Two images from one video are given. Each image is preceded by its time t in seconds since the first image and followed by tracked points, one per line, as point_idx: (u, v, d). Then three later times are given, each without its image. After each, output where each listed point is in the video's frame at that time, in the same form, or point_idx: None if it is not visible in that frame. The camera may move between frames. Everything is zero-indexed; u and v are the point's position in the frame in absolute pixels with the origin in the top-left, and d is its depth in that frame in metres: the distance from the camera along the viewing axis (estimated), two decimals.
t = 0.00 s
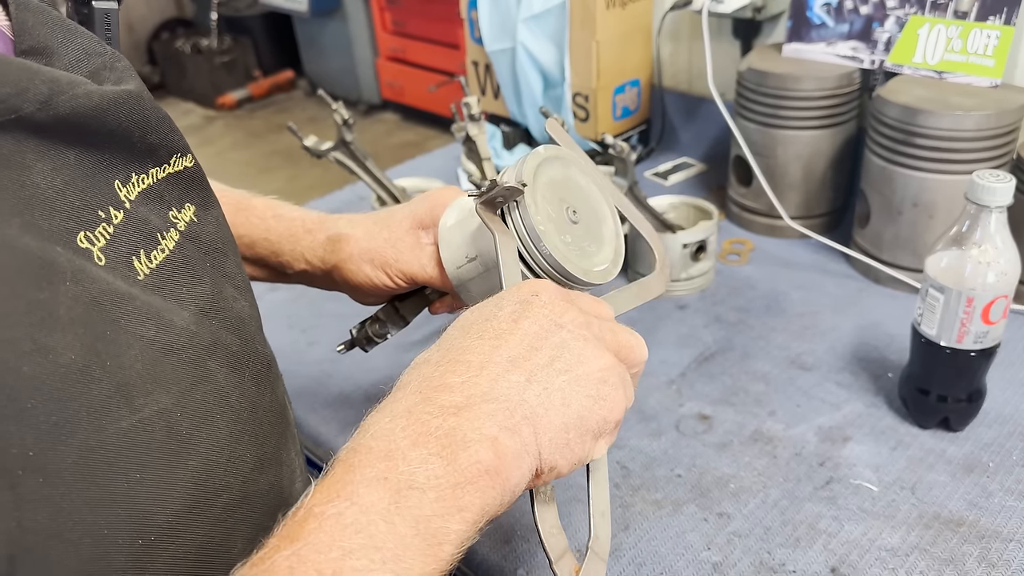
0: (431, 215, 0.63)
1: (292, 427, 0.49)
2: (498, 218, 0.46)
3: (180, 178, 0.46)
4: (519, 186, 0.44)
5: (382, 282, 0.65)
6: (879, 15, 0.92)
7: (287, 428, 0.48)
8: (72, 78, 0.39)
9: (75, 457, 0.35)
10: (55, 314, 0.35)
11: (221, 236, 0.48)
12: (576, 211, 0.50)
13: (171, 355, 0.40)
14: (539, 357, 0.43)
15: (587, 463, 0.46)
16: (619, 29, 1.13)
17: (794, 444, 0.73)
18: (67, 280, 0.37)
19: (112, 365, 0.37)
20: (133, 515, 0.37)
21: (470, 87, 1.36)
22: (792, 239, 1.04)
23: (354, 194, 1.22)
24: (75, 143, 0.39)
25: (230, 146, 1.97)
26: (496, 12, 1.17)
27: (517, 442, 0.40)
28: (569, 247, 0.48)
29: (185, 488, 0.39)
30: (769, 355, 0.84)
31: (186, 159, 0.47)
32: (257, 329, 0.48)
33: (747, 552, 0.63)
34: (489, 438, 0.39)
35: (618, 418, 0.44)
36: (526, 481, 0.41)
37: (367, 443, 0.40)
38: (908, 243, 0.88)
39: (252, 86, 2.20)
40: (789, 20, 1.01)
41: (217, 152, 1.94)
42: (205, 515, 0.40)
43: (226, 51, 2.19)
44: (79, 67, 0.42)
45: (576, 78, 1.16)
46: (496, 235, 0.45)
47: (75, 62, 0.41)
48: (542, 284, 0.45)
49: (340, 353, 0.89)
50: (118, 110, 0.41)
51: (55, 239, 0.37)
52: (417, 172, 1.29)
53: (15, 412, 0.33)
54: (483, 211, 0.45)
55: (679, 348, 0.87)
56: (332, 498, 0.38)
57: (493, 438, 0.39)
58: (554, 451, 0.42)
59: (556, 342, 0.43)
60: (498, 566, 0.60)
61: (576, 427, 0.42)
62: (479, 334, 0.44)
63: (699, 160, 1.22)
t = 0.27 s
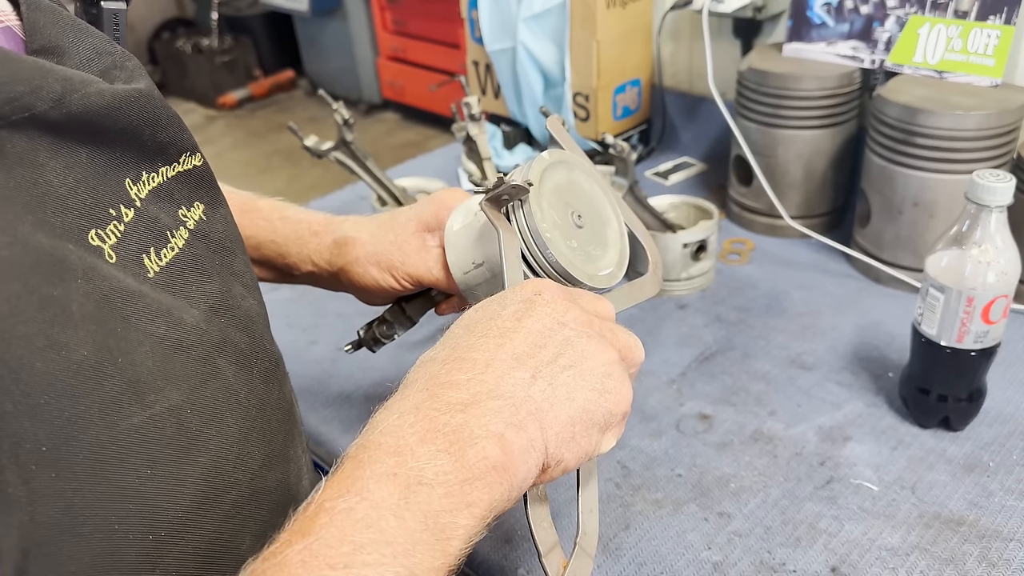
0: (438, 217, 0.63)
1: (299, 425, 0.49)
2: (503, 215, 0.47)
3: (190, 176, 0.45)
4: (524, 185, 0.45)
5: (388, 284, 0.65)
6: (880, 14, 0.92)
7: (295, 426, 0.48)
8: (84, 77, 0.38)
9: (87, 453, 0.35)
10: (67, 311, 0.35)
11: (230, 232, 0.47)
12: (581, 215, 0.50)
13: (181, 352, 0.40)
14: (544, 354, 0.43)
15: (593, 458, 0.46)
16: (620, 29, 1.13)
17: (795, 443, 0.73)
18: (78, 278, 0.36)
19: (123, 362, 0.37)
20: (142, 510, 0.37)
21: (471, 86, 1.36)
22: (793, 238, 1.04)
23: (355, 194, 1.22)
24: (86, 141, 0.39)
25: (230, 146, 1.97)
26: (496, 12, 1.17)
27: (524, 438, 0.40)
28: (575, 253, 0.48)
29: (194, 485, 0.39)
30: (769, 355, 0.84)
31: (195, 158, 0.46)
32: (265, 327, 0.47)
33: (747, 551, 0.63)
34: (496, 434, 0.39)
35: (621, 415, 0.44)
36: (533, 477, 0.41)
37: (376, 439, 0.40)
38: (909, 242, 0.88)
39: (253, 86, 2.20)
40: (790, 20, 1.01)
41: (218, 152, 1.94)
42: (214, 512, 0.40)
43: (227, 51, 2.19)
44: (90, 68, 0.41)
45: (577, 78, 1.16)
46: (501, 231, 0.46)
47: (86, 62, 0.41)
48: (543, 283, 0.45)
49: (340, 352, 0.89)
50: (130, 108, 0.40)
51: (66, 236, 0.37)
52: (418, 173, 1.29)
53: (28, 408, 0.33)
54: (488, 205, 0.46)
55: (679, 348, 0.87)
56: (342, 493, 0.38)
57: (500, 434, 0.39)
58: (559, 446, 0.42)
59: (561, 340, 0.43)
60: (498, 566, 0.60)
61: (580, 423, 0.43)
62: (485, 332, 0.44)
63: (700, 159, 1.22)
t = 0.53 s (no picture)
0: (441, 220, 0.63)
1: (305, 423, 0.48)
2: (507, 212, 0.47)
3: (199, 175, 0.45)
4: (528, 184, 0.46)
5: (394, 288, 0.65)
6: (880, 14, 0.92)
7: (301, 424, 0.47)
8: (92, 76, 0.38)
9: (96, 450, 0.35)
10: (78, 309, 0.35)
11: (238, 232, 0.47)
12: (585, 215, 0.50)
13: (189, 350, 0.40)
14: (544, 349, 0.43)
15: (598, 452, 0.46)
16: (621, 28, 1.13)
17: (795, 443, 0.73)
18: (88, 276, 0.36)
19: (133, 360, 0.37)
20: (151, 507, 0.36)
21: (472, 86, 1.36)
22: (793, 238, 1.04)
23: (356, 194, 1.22)
24: (96, 140, 0.38)
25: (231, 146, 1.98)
26: (497, 12, 1.17)
27: (524, 432, 0.40)
28: (579, 254, 0.49)
29: (203, 483, 0.39)
30: (770, 355, 0.84)
31: (203, 157, 0.45)
32: (272, 326, 0.47)
33: (748, 551, 0.63)
34: (496, 429, 0.40)
35: (623, 406, 0.44)
36: (535, 472, 0.41)
37: (379, 435, 0.40)
38: (909, 241, 0.88)
39: (255, 87, 2.20)
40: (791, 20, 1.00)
41: (219, 152, 1.95)
42: (223, 510, 0.39)
43: (228, 51, 2.19)
44: (97, 66, 0.41)
45: (578, 77, 1.16)
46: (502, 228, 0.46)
47: (94, 61, 0.41)
48: (544, 279, 0.46)
49: (341, 352, 0.89)
50: (138, 107, 0.39)
51: (76, 235, 0.37)
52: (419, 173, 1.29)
53: (39, 404, 0.33)
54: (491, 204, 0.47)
55: (680, 348, 0.87)
56: (345, 488, 0.38)
57: (500, 428, 0.40)
58: (560, 440, 0.42)
59: (561, 334, 0.44)
60: (498, 566, 0.60)
61: (582, 416, 0.43)
62: (484, 329, 0.44)
63: (700, 159, 1.22)
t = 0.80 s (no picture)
0: (439, 217, 0.63)
1: (309, 422, 0.48)
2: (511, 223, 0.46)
3: (205, 174, 0.45)
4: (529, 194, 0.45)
5: (394, 287, 0.65)
6: (881, 14, 0.92)
7: (305, 422, 0.48)
8: (99, 74, 0.38)
9: (103, 449, 0.35)
10: (85, 308, 0.35)
11: (244, 232, 0.47)
12: (585, 214, 0.50)
13: (195, 349, 0.40)
14: (570, 381, 0.42)
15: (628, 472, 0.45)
16: (621, 28, 1.13)
17: (796, 442, 0.73)
18: (94, 276, 0.36)
19: (140, 359, 0.37)
20: (158, 506, 0.37)
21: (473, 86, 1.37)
22: (794, 237, 1.04)
23: (357, 194, 1.22)
24: (104, 139, 0.38)
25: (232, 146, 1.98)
26: (498, 12, 1.17)
27: (557, 469, 0.40)
28: (582, 255, 0.49)
29: (209, 481, 0.39)
30: (771, 354, 0.84)
31: (209, 156, 0.45)
32: (277, 325, 0.47)
33: (749, 550, 0.63)
34: (528, 467, 0.39)
35: (650, 430, 0.44)
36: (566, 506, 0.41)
37: (412, 470, 0.40)
38: (910, 241, 0.88)
39: (255, 87, 2.19)
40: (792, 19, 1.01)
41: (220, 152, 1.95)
42: (228, 508, 0.40)
43: (229, 51, 2.19)
44: (103, 67, 0.41)
45: (579, 77, 1.16)
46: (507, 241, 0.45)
47: (99, 62, 0.41)
48: (563, 305, 0.45)
49: (342, 351, 0.89)
50: (145, 106, 0.40)
51: (83, 234, 0.37)
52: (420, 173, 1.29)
53: (46, 403, 0.33)
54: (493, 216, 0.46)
55: (681, 347, 0.87)
56: (377, 519, 0.38)
57: (533, 467, 0.39)
58: (592, 473, 0.42)
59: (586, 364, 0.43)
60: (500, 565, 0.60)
61: (612, 447, 0.42)
62: (508, 362, 0.43)
63: (701, 159, 1.22)
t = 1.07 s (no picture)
0: (425, 200, 0.63)
1: (314, 414, 0.48)
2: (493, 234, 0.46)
3: (211, 164, 0.45)
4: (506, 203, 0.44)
5: (375, 266, 0.65)
6: (881, 12, 0.93)
7: (310, 414, 0.47)
8: (108, 61, 0.37)
9: (111, 435, 0.35)
10: (95, 294, 0.35)
11: (248, 224, 0.47)
12: (568, 197, 0.49)
13: (203, 338, 0.39)
14: (593, 412, 0.43)
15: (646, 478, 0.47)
16: (622, 27, 1.13)
17: (796, 440, 0.73)
18: (103, 262, 0.36)
19: (149, 346, 0.36)
20: (164, 493, 0.36)
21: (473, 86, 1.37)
22: (794, 236, 1.04)
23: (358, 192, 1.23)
24: (114, 126, 0.38)
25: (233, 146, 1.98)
26: (498, 11, 1.17)
27: (593, 504, 0.41)
28: (558, 237, 0.47)
29: (214, 470, 0.38)
30: (772, 353, 0.84)
31: (215, 146, 0.45)
32: (282, 317, 0.47)
33: (748, 548, 0.63)
34: (567, 507, 0.40)
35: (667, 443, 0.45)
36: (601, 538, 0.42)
37: (452, 505, 0.40)
38: (910, 239, 0.88)
39: (256, 86, 2.19)
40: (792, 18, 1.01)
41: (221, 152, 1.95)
42: (234, 497, 0.39)
43: (229, 50, 2.19)
44: (111, 53, 0.41)
45: (580, 76, 1.16)
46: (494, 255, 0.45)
47: (106, 48, 0.41)
48: (568, 326, 0.45)
49: (342, 350, 0.89)
50: (153, 93, 0.39)
51: (93, 221, 0.36)
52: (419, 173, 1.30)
53: (56, 387, 0.33)
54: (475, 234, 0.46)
55: (681, 346, 0.87)
56: (417, 550, 0.38)
57: (570, 506, 0.40)
58: (624, 501, 0.43)
59: (606, 391, 0.43)
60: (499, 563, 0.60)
61: (637, 472, 0.43)
62: (530, 400, 0.43)
63: (701, 158, 1.22)
